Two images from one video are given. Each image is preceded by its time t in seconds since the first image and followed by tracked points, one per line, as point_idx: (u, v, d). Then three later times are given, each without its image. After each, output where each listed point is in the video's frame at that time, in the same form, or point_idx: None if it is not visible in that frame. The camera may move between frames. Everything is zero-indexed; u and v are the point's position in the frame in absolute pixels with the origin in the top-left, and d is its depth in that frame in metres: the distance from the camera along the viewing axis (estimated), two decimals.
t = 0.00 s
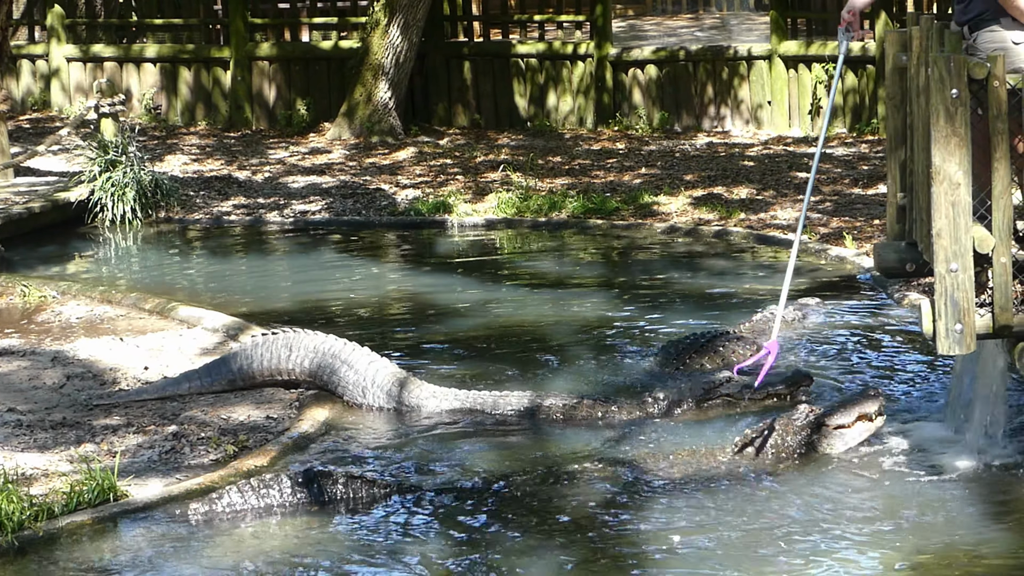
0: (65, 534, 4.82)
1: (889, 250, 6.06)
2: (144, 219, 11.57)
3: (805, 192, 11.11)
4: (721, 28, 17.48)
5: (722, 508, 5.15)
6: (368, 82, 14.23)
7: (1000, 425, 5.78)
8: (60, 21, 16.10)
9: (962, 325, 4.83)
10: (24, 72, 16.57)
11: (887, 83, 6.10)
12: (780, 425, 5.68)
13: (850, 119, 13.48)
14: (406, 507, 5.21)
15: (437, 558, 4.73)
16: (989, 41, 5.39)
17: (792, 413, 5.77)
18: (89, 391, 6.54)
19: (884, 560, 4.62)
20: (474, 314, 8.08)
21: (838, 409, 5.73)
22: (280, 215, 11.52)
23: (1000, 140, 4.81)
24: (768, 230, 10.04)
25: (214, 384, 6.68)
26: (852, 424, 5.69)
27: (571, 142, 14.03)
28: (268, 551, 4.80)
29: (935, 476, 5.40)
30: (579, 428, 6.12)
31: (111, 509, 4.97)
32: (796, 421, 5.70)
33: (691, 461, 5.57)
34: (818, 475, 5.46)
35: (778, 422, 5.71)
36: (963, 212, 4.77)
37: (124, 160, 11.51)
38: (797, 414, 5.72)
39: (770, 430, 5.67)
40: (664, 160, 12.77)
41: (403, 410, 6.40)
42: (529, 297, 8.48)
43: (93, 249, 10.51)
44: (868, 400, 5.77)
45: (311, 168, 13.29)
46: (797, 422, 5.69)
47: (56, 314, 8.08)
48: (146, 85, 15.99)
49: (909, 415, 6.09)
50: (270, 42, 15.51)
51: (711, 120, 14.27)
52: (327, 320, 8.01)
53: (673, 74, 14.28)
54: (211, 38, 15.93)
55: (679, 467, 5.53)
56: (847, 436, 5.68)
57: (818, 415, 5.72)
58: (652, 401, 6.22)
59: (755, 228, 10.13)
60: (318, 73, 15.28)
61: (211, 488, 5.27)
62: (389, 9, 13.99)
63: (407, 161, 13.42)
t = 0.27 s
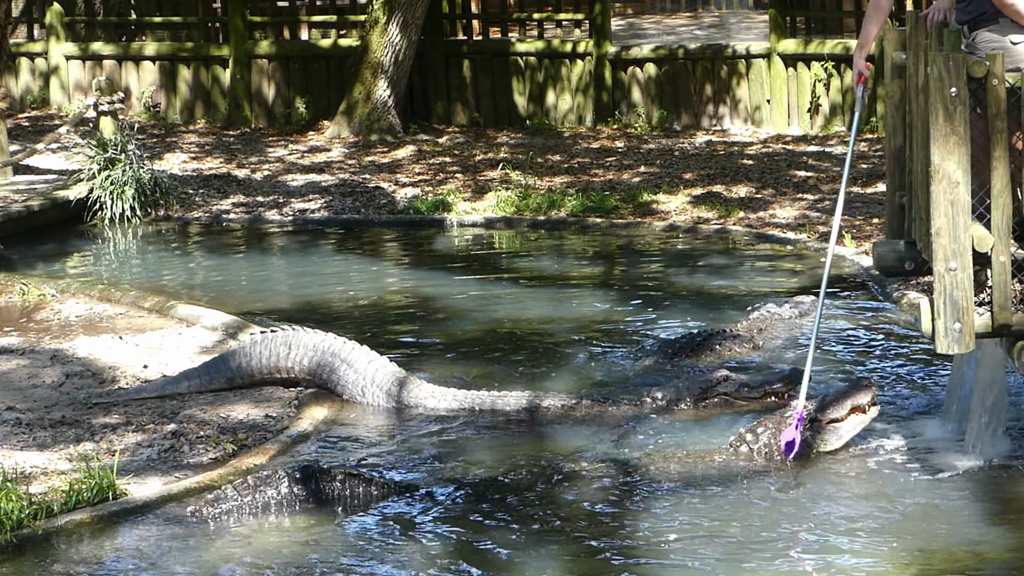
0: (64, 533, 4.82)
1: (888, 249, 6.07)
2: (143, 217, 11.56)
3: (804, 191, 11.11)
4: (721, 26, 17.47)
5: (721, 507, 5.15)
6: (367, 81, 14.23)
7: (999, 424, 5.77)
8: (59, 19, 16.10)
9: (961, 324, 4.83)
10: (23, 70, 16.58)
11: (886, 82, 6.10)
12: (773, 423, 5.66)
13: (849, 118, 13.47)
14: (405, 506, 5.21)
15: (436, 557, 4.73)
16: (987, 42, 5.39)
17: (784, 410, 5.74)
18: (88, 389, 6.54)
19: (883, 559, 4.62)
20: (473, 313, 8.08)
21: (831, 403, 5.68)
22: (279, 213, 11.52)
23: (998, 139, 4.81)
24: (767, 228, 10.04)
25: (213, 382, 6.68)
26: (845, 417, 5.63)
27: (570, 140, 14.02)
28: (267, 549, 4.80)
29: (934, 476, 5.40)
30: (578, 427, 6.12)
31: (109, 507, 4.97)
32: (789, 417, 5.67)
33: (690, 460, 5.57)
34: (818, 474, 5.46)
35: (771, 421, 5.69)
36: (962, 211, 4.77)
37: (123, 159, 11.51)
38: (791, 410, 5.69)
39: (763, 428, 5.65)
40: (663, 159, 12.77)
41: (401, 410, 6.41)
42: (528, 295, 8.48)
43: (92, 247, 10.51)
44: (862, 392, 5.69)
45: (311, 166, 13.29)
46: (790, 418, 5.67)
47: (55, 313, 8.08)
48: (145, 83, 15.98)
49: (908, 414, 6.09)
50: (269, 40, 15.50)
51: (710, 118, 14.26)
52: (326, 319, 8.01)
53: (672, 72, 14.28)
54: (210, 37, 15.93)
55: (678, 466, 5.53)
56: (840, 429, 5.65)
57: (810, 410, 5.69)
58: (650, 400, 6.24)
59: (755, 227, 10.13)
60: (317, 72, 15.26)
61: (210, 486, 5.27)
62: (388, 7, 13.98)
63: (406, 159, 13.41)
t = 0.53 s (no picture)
0: (63, 531, 4.83)
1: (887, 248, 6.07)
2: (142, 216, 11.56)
3: (803, 189, 11.11)
4: (720, 25, 17.46)
5: (720, 505, 5.15)
6: (366, 79, 14.22)
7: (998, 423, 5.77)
8: (58, 17, 16.10)
9: (960, 323, 4.83)
10: (23, 69, 16.58)
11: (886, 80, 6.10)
12: (764, 422, 5.63)
13: (848, 117, 13.47)
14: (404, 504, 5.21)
15: (434, 556, 4.73)
16: (986, 41, 5.40)
17: (771, 405, 5.70)
18: (87, 388, 6.54)
19: (881, 557, 4.62)
20: (472, 311, 8.08)
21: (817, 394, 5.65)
22: (278, 212, 11.52)
23: (998, 138, 4.81)
24: (766, 227, 10.04)
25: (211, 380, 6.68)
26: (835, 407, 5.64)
27: (569, 139, 14.02)
28: (265, 547, 4.81)
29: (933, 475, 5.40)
30: (577, 426, 6.12)
31: (108, 505, 4.98)
32: (779, 416, 5.64)
33: (688, 458, 5.57)
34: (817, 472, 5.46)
35: (761, 419, 5.66)
36: (961, 210, 4.77)
37: (122, 157, 11.51)
38: (780, 408, 5.66)
39: (755, 428, 5.62)
40: (662, 157, 12.76)
41: (399, 409, 6.41)
42: (527, 294, 8.48)
43: (91, 246, 10.51)
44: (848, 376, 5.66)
45: (310, 165, 13.29)
46: (780, 417, 5.64)
47: (55, 311, 8.09)
48: (144, 82, 15.98)
49: (907, 413, 6.09)
50: (268, 38, 15.48)
51: (709, 117, 14.25)
52: (325, 318, 8.02)
53: (672, 71, 14.28)
54: (209, 35, 15.92)
55: (677, 465, 5.54)
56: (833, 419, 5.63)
57: (798, 404, 5.65)
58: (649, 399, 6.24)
59: (754, 225, 10.12)
60: (316, 70, 15.25)
61: (209, 484, 5.27)
62: (387, 6, 13.97)
63: (405, 158, 13.40)
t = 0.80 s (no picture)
0: (62, 530, 4.83)
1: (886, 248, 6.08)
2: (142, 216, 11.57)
3: (802, 189, 11.11)
4: (719, 25, 17.46)
5: (720, 505, 5.16)
6: (366, 79, 14.21)
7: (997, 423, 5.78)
8: (57, 17, 16.11)
9: (959, 323, 4.83)
10: (22, 69, 16.58)
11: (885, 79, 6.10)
12: (758, 419, 5.67)
13: (847, 116, 13.47)
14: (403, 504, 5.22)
15: (433, 555, 4.73)
16: (986, 41, 5.40)
17: (764, 401, 5.74)
18: (87, 388, 6.54)
19: (879, 556, 4.63)
20: (472, 311, 8.09)
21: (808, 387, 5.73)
22: (277, 211, 11.53)
23: (997, 138, 4.81)
24: (765, 227, 10.04)
25: (210, 379, 6.69)
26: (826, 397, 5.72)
27: (568, 138, 14.02)
28: (264, 547, 4.81)
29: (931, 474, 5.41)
30: (576, 425, 6.12)
31: (108, 505, 4.98)
32: (772, 410, 5.69)
33: (687, 458, 5.57)
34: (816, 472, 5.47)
35: (755, 416, 5.69)
36: (960, 210, 4.77)
37: (122, 157, 11.51)
38: (772, 403, 5.71)
39: (749, 425, 5.66)
40: (662, 157, 12.77)
41: (398, 408, 6.41)
42: (526, 294, 8.48)
43: (90, 246, 10.51)
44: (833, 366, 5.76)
45: (310, 165, 13.29)
46: (773, 411, 5.68)
47: (54, 311, 8.09)
48: (143, 82, 15.98)
49: (905, 413, 6.09)
50: (268, 38, 15.48)
51: (708, 116, 14.25)
52: (324, 318, 8.03)
53: (671, 70, 14.28)
54: (209, 35, 15.93)
55: (676, 464, 5.54)
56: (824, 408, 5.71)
57: (791, 398, 5.71)
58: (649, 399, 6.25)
59: (753, 225, 10.13)
60: (316, 70, 15.25)
61: (208, 483, 5.27)
62: (387, 5, 13.97)
63: (404, 157, 13.41)
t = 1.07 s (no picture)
0: (62, 530, 4.84)
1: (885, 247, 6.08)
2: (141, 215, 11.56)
3: (801, 188, 11.11)
4: (719, 24, 17.46)
5: (720, 504, 5.16)
6: (365, 78, 14.21)
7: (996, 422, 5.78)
8: (56, 16, 16.09)
9: (959, 322, 4.84)
10: (21, 68, 16.57)
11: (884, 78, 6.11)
12: (751, 415, 5.64)
13: (846, 115, 13.48)
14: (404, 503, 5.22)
15: (433, 554, 4.74)
16: (985, 40, 5.40)
17: (758, 396, 5.71)
18: (86, 388, 6.53)
19: (880, 556, 4.63)
20: (471, 310, 8.09)
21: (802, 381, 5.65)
22: (277, 211, 11.52)
23: (996, 137, 4.81)
24: (764, 226, 10.04)
25: (210, 379, 6.69)
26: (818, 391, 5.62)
27: (568, 138, 14.02)
28: (265, 546, 4.82)
29: (931, 473, 5.41)
30: (576, 424, 6.13)
31: (108, 505, 4.98)
32: (765, 406, 5.64)
33: (687, 457, 5.57)
34: (815, 471, 5.47)
35: (748, 412, 5.66)
36: (960, 209, 4.77)
37: (121, 156, 11.51)
38: (765, 399, 5.66)
39: (743, 423, 5.64)
40: (661, 156, 12.76)
41: (398, 406, 6.40)
42: (526, 293, 8.48)
43: (90, 245, 10.51)
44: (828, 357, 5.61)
45: (309, 164, 13.28)
46: (766, 407, 5.63)
47: (53, 310, 8.08)
48: (142, 81, 15.97)
49: (905, 412, 6.10)
50: (267, 37, 15.47)
51: (707, 116, 14.25)
52: (324, 317, 8.02)
53: (671, 70, 14.28)
54: (208, 34, 15.93)
55: (675, 463, 5.54)
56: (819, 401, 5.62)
57: (784, 393, 5.64)
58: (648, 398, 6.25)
59: (752, 224, 10.13)
60: (315, 69, 15.25)
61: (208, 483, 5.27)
62: (386, 5, 13.96)
63: (404, 157, 13.41)
